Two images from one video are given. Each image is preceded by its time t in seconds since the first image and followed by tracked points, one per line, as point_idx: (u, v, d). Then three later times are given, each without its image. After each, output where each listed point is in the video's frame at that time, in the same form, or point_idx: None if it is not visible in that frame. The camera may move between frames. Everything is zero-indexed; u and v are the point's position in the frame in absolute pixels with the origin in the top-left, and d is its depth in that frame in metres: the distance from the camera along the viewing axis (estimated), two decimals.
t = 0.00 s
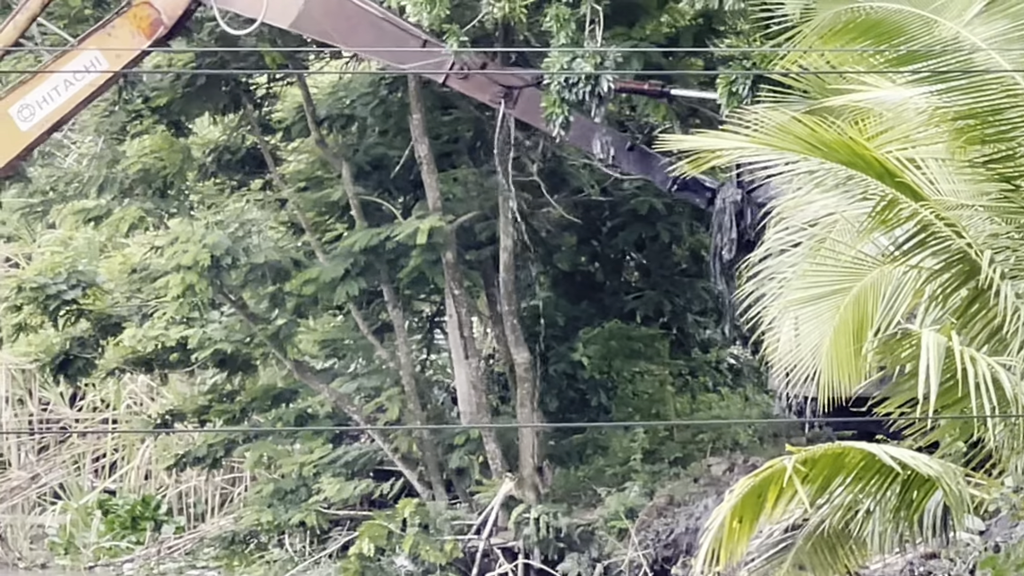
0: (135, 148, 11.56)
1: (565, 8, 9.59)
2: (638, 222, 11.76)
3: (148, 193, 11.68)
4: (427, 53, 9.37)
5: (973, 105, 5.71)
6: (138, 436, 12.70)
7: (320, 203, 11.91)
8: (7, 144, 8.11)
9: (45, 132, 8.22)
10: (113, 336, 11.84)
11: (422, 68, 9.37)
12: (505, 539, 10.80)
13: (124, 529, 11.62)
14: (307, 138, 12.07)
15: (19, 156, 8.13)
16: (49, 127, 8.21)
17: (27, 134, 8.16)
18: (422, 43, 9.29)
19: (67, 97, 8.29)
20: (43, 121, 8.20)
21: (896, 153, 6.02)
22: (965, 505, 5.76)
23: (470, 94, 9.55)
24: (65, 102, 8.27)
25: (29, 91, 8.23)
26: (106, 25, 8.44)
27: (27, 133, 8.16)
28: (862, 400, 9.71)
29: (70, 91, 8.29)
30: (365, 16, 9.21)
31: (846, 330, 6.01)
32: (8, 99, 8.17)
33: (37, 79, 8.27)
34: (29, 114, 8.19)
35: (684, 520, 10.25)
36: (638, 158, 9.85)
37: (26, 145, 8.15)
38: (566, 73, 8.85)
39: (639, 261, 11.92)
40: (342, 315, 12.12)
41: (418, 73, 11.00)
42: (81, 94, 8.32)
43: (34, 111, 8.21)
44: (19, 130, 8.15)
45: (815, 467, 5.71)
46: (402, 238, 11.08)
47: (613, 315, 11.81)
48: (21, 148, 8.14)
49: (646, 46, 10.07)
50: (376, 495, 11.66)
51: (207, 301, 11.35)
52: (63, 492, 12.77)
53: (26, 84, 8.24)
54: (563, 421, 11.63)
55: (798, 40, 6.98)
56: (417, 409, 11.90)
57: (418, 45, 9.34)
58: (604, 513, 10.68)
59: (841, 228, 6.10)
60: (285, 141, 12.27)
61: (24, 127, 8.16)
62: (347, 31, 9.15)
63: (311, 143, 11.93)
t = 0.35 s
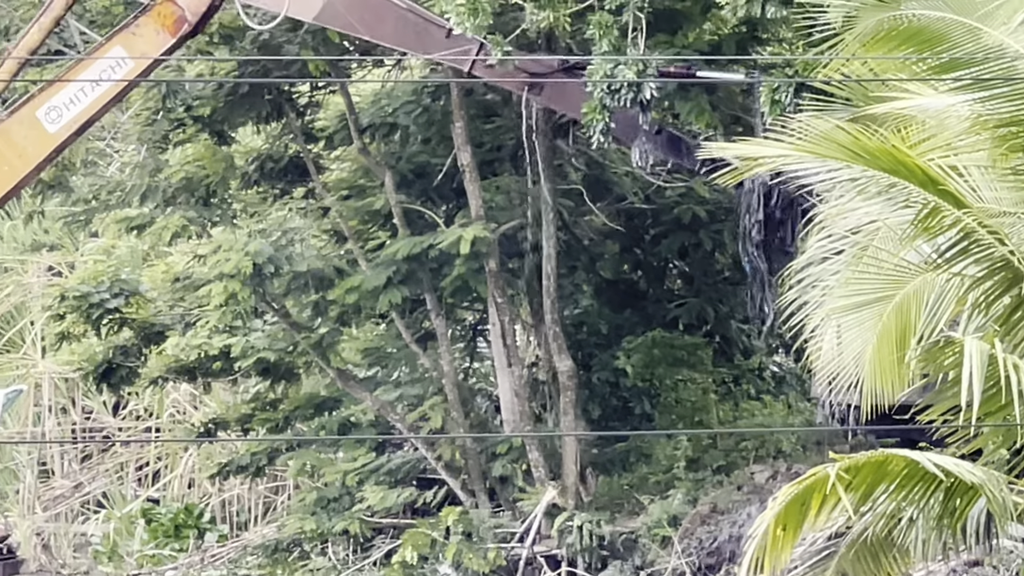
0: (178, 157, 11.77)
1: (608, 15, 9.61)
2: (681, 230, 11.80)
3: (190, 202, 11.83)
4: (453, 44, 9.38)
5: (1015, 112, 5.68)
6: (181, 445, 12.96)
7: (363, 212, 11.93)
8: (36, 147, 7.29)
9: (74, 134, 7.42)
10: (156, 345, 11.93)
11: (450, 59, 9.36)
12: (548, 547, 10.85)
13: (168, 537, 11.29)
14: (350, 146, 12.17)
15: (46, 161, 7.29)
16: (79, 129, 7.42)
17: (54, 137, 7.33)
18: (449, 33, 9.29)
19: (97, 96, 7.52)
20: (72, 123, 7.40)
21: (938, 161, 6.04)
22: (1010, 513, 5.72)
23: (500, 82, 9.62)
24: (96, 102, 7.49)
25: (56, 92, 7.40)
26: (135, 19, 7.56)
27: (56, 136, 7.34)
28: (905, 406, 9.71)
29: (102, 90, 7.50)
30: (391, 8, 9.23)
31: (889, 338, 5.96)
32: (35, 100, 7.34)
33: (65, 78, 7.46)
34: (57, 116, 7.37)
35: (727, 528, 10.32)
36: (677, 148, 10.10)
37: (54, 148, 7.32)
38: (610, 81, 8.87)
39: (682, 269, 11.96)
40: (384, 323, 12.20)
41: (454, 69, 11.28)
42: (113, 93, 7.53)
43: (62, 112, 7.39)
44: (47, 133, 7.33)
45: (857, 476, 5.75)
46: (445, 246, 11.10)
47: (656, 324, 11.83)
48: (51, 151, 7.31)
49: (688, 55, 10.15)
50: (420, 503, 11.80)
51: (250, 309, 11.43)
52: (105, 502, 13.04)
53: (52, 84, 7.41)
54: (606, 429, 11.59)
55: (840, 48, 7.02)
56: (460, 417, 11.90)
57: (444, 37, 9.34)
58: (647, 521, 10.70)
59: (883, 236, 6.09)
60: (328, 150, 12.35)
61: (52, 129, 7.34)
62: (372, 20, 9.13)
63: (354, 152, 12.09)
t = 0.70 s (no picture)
0: (230, 163, 11.90)
1: (661, 21, 9.66)
2: (733, 234, 11.70)
3: (243, 208, 11.97)
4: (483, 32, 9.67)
5: None
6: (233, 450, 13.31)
7: (416, 217, 12.06)
8: (76, 147, 7.65)
9: (112, 133, 7.75)
10: (208, 351, 12.01)
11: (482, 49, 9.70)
12: (601, 553, 10.87)
13: (219, 542, 12.17)
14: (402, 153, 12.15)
15: (87, 160, 7.66)
16: (116, 128, 7.73)
17: (93, 137, 7.68)
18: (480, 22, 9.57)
19: (132, 95, 7.81)
20: (109, 123, 7.73)
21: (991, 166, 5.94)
22: None
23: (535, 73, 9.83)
24: (131, 101, 7.79)
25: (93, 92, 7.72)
26: (168, 18, 7.86)
27: (94, 135, 7.68)
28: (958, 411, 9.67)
29: (133, 90, 7.81)
30: None
31: (943, 343, 5.96)
32: (73, 101, 7.69)
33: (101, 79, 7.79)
34: (95, 116, 7.71)
35: (780, 532, 10.28)
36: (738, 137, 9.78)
37: (92, 149, 7.68)
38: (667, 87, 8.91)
39: (734, 273, 11.85)
40: (437, 329, 12.26)
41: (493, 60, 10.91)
42: (145, 92, 7.82)
43: (99, 112, 7.73)
44: (86, 133, 7.67)
45: (910, 480, 5.73)
46: (498, 252, 11.18)
47: (709, 329, 11.78)
48: (90, 151, 7.67)
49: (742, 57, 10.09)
50: (473, 508, 11.86)
51: (303, 315, 11.52)
52: (157, 508, 13.25)
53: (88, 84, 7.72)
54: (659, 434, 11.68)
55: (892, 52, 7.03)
56: (512, 422, 11.96)
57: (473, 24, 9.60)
58: (700, 526, 10.72)
59: (936, 240, 6.04)
60: (380, 155, 12.33)
61: (91, 130, 7.68)
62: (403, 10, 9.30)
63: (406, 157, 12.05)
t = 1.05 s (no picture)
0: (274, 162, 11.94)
1: (705, 18, 9.67)
2: (778, 232, 11.67)
3: (289, 205, 11.92)
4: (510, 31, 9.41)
5: None
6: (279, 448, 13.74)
7: (461, 215, 12.13)
8: (113, 143, 8.16)
9: (147, 129, 8.22)
10: (253, 349, 12.22)
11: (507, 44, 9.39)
12: (647, 550, 10.88)
13: (266, 541, 12.09)
14: (447, 151, 12.17)
15: (124, 155, 8.16)
16: (151, 124, 8.20)
17: (129, 133, 8.17)
18: (508, 18, 9.35)
19: (166, 93, 8.24)
20: (145, 119, 8.20)
21: None
22: None
23: (561, 64, 9.45)
24: (166, 97, 8.21)
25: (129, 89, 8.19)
26: (203, 15, 8.31)
27: (130, 131, 8.17)
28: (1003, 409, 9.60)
29: (166, 88, 8.23)
30: None
31: (987, 340, 5.98)
32: (110, 98, 8.17)
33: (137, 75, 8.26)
34: (132, 112, 8.18)
35: (825, 530, 10.26)
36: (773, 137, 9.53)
37: (129, 145, 8.17)
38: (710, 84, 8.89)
39: (780, 271, 11.82)
40: (482, 327, 12.26)
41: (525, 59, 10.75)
42: (179, 90, 8.23)
43: (136, 108, 8.20)
44: (123, 129, 8.17)
45: (955, 478, 5.83)
46: (543, 250, 11.21)
47: (753, 326, 11.78)
48: (128, 146, 8.16)
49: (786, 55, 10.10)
50: (518, 506, 11.84)
51: (348, 313, 11.65)
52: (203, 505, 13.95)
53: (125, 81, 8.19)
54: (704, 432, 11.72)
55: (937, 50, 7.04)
56: (558, 420, 11.94)
57: (501, 22, 9.40)
58: (745, 523, 10.71)
59: (981, 238, 6.02)
60: (425, 153, 12.42)
61: (127, 125, 8.17)
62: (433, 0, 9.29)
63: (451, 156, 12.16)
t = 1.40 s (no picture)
0: (321, 155, 11.97)
1: (751, 11, 9.70)
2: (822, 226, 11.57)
3: (334, 199, 12.06)
4: (526, 41, 9.05)
5: None
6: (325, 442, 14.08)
7: (507, 209, 12.16)
8: (149, 134, 8.20)
9: (182, 120, 8.22)
10: (299, 343, 12.33)
11: (518, 54, 9.03)
12: (693, 544, 10.89)
13: (313, 534, 12.41)
14: (494, 144, 12.26)
15: (159, 146, 8.19)
16: (186, 115, 8.20)
17: (163, 124, 8.20)
18: (521, 27, 9.01)
19: (197, 86, 8.22)
20: (180, 110, 8.20)
21: None
22: None
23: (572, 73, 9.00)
24: (198, 90, 8.20)
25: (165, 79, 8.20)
26: (235, 4, 8.21)
27: (166, 122, 8.20)
28: None
29: (198, 81, 8.22)
30: None
31: None
32: (146, 89, 8.20)
33: (171, 65, 8.22)
34: (167, 103, 8.21)
35: (871, 523, 10.31)
36: (771, 179, 9.11)
37: (163, 136, 8.20)
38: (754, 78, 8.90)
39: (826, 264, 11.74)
40: (529, 320, 12.35)
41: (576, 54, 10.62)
42: (208, 84, 8.21)
43: (171, 99, 8.22)
44: (159, 120, 8.20)
45: (1002, 472, 5.85)
46: (589, 243, 11.21)
47: (800, 319, 11.72)
48: (163, 138, 8.19)
49: (833, 50, 10.06)
50: (565, 499, 11.91)
51: (395, 307, 11.75)
52: (248, 498, 14.41)
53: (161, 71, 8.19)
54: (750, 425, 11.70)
55: (983, 43, 7.02)
56: (604, 414, 12.01)
57: (517, 32, 9.05)
58: (791, 517, 10.74)
59: None
60: (472, 147, 12.45)
61: (162, 117, 8.19)
62: (452, 5, 9.04)
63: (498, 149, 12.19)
